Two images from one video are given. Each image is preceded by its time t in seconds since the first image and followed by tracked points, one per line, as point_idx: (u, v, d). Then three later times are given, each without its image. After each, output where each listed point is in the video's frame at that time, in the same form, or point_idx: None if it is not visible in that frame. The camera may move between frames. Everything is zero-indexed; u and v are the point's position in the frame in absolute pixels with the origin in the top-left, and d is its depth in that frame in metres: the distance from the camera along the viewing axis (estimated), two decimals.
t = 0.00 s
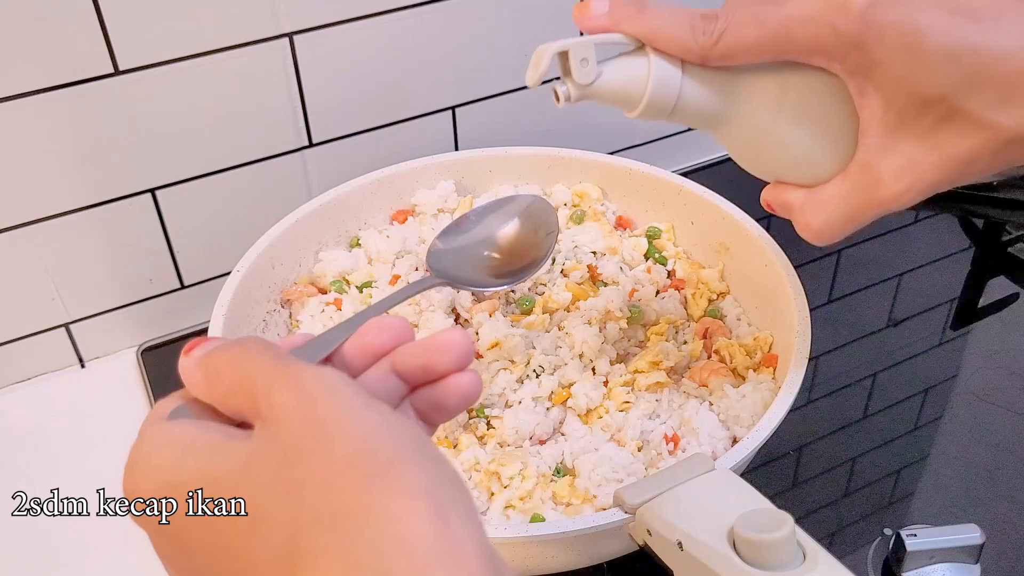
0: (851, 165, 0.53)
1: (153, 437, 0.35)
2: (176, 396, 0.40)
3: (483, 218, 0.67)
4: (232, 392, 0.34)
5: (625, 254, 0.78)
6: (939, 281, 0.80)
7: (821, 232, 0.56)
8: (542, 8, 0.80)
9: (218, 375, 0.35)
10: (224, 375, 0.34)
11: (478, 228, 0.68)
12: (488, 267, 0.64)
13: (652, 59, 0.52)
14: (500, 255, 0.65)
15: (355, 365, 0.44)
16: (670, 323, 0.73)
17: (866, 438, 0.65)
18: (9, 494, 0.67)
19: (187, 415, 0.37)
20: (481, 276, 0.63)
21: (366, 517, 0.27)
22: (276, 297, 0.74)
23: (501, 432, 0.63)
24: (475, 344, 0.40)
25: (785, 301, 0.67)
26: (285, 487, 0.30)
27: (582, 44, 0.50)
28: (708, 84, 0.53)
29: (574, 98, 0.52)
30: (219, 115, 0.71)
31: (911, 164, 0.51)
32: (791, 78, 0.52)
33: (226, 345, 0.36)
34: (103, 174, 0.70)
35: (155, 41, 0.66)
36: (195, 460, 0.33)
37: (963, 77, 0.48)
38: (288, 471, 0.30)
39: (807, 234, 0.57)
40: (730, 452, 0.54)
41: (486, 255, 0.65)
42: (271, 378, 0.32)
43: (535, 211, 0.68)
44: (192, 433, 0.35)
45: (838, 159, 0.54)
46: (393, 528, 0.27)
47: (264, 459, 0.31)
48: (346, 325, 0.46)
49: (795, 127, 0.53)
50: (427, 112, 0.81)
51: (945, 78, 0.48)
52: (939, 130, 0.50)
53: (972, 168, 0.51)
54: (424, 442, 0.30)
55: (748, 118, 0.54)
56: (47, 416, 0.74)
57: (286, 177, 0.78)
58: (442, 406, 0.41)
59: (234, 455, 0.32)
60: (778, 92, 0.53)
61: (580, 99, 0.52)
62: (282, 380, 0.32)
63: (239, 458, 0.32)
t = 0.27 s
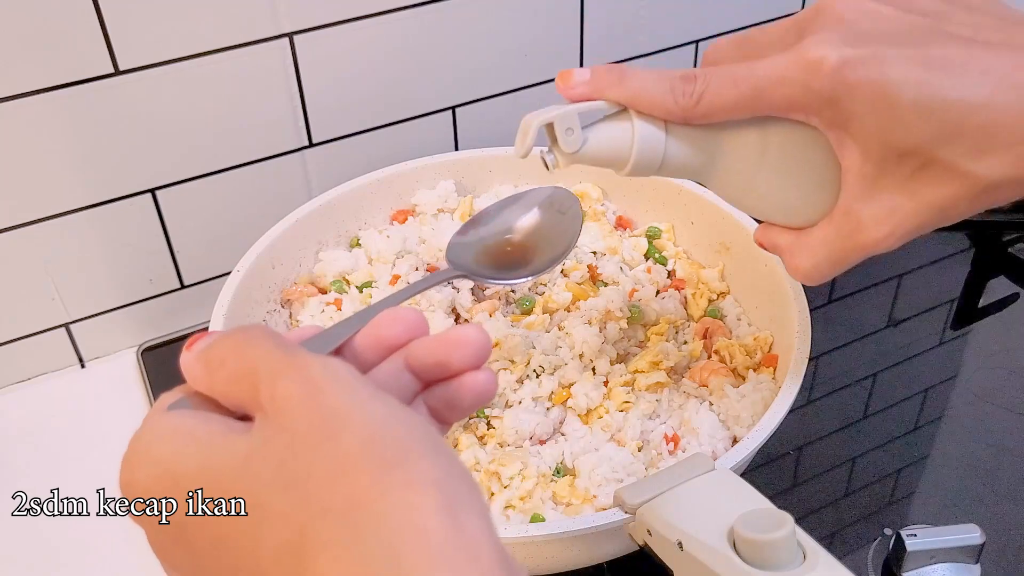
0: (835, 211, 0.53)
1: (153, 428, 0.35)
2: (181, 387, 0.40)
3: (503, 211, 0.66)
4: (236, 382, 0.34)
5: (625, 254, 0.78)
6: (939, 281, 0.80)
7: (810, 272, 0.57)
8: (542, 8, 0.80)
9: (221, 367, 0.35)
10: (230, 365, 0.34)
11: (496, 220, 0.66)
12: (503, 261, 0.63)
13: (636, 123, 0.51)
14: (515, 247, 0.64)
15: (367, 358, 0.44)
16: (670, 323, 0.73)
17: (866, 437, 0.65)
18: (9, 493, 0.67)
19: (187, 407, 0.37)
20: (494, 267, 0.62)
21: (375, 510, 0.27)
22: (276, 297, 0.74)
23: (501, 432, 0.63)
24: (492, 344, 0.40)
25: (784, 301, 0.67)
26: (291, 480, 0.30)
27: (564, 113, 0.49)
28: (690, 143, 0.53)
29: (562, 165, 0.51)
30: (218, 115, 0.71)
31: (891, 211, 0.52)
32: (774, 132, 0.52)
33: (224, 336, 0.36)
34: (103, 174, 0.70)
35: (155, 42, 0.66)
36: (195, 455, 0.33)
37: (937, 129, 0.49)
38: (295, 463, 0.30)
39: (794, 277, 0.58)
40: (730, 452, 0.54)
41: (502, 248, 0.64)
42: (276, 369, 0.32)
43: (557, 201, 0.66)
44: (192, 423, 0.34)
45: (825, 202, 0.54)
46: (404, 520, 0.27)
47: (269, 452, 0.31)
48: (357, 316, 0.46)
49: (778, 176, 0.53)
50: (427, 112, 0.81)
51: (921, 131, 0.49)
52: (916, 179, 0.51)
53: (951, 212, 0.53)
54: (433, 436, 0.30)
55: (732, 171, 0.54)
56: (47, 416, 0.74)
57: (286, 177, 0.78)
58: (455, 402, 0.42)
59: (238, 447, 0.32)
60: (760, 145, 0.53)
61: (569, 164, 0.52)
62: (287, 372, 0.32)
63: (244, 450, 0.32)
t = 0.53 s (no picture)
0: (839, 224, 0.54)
1: (141, 447, 0.34)
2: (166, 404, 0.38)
3: (490, 224, 0.66)
4: (223, 399, 0.34)
5: (625, 254, 0.78)
6: (939, 281, 0.80)
7: (816, 283, 0.57)
8: (542, 8, 0.80)
9: (207, 382, 0.34)
10: (215, 381, 0.34)
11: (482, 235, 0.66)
12: (489, 275, 0.63)
13: (639, 146, 0.52)
14: (502, 262, 0.64)
15: (357, 374, 0.44)
16: (670, 323, 0.73)
17: (866, 438, 0.65)
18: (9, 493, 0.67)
19: (178, 423, 0.36)
20: (479, 281, 0.62)
21: (363, 527, 0.28)
22: (276, 297, 0.74)
23: (501, 432, 0.63)
24: (481, 361, 0.40)
25: (784, 301, 0.67)
26: (279, 496, 0.30)
27: (566, 140, 0.50)
28: (693, 161, 0.53)
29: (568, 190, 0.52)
30: (218, 115, 0.71)
31: (893, 222, 0.52)
32: (776, 148, 0.52)
33: (213, 350, 0.36)
34: (103, 174, 0.70)
35: (155, 42, 0.66)
36: (194, 458, 0.33)
37: (936, 145, 0.49)
38: (284, 480, 0.30)
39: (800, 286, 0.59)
40: (730, 452, 0.53)
41: (489, 262, 0.63)
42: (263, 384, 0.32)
43: (546, 216, 0.66)
44: (177, 442, 0.34)
45: (827, 216, 0.55)
46: (391, 541, 0.27)
47: (257, 469, 0.31)
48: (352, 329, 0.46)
49: (780, 191, 0.54)
50: (427, 112, 0.81)
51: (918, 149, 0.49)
52: (917, 193, 0.51)
53: (953, 223, 0.53)
54: (421, 453, 0.30)
55: (735, 187, 0.55)
56: (47, 416, 0.74)
57: (286, 176, 0.78)
58: (444, 419, 0.41)
59: (226, 463, 0.32)
60: (763, 161, 0.53)
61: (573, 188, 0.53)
62: (273, 388, 0.32)
63: (232, 466, 0.31)
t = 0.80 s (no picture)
0: (846, 229, 0.54)
1: (152, 437, 0.35)
2: (179, 391, 0.39)
3: (499, 219, 0.66)
4: (233, 389, 0.34)
5: (625, 254, 0.78)
6: (939, 281, 0.80)
7: (824, 285, 0.58)
8: (543, 8, 0.80)
9: (215, 373, 0.34)
10: (225, 375, 0.34)
11: (492, 230, 0.66)
12: (497, 270, 0.63)
13: (645, 156, 0.52)
14: (512, 255, 0.64)
15: (365, 365, 0.43)
16: (670, 323, 0.73)
17: (865, 437, 0.65)
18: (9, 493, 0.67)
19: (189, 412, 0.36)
20: (489, 275, 0.62)
21: (370, 521, 0.28)
22: (276, 297, 0.74)
23: (501, 432, 0.63)
24: (489, 354, 0.40)
25: (784, 301, 0.67)
26: (284, 489, 0.30)
27: (573, 151, 0.50)
28: (699, 170, 0.53)
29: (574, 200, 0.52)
30: (218, 115, 0.71)
31: (898, 227, 0.53)
32: (782, 154, 0.52)
33: (223, 341, 0.36)
34: (103, 174, 0.70)
35: (155, 42, 0.66)
36: (196, 458, 0.33)
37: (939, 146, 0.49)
38: (291, 470, 0.30)
39: (808, 289, 0.59)
40: (730, 452, 0.53)
41: (498, 257, 0.63)
42: (273, 378, 0.32)
43: (555, 210, 0.65)
44: (189, 432, 0.34)
45: (834, 218, 0.55)
46: (397, 531, 0.27)
47: (264, 461, 0.31)
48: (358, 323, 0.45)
49: (786, 196, 0.54)
50: (427, 112, 0.81)
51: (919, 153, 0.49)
52: (921, 199, 0.52)
53: (955, 227, 0.53)
54: (429, 444, 0.30)
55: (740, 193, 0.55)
56: (47, 416, 0.74)
57: (286, 176, 0.78)
58: (451, 411, 0.42)
59: (233, 452, 0.32)
60: (768, 168, 0.53)
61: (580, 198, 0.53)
62: (284, 381, 0.32)
63: (239, 455, 0.31)
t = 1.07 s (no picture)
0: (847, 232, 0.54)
1: (156, 432, 0.34)
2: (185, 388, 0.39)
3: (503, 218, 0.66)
4: (240, 385, 0.34)
5: (625, 254, 0.78)
6: (939, 281, 0.80)
7: (827, 287, 0.58)
8: (543, 9, 0.80)
9: (224, 369, 0.34)
10: (233, 371, 0.34)
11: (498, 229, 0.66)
12: (501, 270, 0.64)
13: (646, 165, 0.52)
14: (517, 255, 0.64)
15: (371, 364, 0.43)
16: (670, 323, 0.73)
17: (866, 437, 0.65)
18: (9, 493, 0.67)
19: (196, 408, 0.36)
20: (494, 275, 0.63)
21: (375, 524, 0.28)
22: (276, 297, 0.73)
23: (501, 432, 0.63)
24: (494, 352, 0.40)
25: (785, 301, 0.67)
26: (294, 483, 0.30)
27: (573, 162, 0.51)
28: (701, 177, 0.53)
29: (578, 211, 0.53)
30: (218, 115, 0.71)
31: (899, 229, 0.53)
32: (783, 161, 0.52)
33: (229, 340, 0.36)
34: (103, 174, 0.70)
35: (155, 42, 0.66)
36: (196, 458, 0.33)
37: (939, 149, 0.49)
38: (297, 467, 0.30)
39: (810, 292, 0.59)
40: (730, 452, 0.53)
41: (503, 256, 0.64)
42: (280, 374, 0.32)
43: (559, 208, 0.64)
44: (194, 428, 0.34)
45: (836, 221, 0.54)
46: (405, 529, 0.27)
47: (273, 458, 0.30)
48: (363, 323, 0.45)
49: (789, 201, 0.53)
50: (427, 112, 0.81)
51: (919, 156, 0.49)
52: (921, 204, 0.52)
53: (956, 228, 0.53)
54: (435, 440, 0.30)
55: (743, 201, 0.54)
56: (47, 416, 0.74)
57: (286, 176, 0.78)
58: (457, 411, 0.41)
59: (238, 448, 0.32)
60: (770, 175, 0.52)
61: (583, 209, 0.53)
62: (291, 377, 0.32)
63: (244, 451, 0.31)
